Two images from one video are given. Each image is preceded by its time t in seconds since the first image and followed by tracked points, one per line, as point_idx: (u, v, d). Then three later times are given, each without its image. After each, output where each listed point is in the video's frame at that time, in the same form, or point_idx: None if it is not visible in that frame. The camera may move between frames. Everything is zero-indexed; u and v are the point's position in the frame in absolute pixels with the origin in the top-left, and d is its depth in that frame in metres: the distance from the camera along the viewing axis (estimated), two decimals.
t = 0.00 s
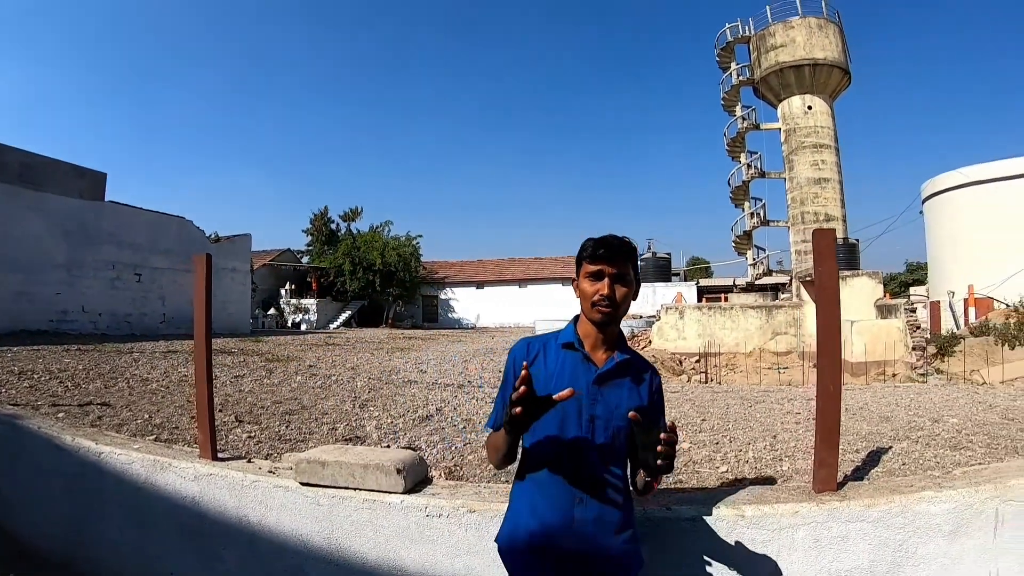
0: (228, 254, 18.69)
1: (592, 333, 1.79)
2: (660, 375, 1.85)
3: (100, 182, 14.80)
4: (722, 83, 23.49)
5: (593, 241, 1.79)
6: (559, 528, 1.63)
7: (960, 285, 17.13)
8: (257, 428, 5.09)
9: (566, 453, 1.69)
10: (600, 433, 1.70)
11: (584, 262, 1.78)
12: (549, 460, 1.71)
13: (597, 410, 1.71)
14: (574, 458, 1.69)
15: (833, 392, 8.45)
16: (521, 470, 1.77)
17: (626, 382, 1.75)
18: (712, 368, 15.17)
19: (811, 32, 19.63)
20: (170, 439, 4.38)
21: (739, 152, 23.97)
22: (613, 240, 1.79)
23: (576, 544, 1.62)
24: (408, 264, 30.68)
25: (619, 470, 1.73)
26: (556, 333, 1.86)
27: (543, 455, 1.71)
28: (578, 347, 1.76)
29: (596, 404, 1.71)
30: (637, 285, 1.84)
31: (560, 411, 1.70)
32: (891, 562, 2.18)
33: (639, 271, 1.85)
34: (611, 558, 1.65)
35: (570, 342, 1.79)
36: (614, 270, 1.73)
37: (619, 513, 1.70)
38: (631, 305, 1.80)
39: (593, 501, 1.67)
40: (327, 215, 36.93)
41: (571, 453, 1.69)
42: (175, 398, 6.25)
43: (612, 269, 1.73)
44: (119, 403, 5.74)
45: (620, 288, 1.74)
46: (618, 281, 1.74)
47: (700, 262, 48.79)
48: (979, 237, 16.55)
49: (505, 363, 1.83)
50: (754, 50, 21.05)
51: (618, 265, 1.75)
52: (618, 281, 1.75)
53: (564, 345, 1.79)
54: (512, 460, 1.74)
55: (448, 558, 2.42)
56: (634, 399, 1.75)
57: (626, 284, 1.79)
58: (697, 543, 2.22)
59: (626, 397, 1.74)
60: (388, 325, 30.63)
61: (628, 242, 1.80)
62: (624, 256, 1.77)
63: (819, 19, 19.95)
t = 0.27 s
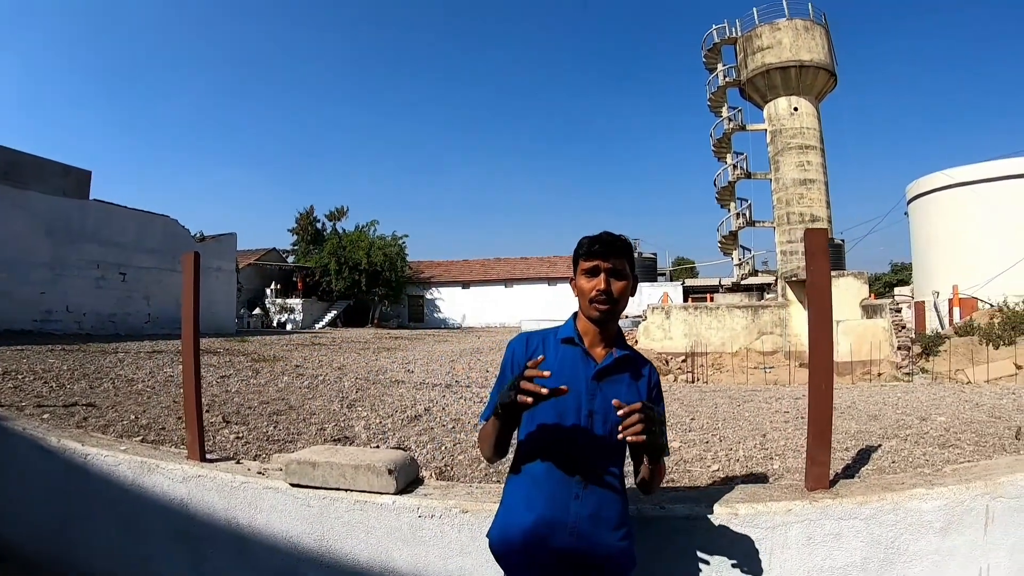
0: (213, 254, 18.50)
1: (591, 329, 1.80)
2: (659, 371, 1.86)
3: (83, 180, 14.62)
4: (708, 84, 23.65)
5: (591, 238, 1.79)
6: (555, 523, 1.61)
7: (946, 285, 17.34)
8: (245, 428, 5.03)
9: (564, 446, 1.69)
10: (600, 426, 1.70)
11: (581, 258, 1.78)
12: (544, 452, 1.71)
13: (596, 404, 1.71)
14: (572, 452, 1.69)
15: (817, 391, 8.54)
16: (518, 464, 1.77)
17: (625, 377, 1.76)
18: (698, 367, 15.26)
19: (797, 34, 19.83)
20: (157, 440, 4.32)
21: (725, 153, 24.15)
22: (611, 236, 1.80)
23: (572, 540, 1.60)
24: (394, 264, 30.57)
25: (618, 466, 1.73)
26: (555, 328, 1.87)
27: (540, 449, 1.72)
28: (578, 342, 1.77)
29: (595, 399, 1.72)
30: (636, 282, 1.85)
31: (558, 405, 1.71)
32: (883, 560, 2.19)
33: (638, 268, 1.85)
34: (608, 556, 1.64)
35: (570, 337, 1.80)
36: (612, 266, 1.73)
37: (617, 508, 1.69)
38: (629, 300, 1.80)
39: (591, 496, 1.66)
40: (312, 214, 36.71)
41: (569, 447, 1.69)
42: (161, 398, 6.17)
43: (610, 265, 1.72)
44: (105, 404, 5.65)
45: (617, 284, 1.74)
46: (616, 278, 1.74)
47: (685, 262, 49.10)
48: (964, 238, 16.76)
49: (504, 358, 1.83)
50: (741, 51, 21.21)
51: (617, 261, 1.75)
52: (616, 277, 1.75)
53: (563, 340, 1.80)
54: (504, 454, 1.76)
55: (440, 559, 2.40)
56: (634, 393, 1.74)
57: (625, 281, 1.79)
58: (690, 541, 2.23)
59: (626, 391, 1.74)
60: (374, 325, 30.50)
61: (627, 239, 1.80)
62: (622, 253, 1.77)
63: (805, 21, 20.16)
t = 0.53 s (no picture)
0: (201, 253, 18.31)
1: (588, 326, 1.80)
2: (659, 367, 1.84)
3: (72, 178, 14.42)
4: (698, 85, 23.77)
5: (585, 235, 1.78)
6: (552, 523, 1.59)
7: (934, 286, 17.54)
8: (233, 429, 4.97)
9: (561, 444, 1.68)
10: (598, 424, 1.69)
11: (575, 256, 1.77)
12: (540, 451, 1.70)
13: (594, 402, 1.71)
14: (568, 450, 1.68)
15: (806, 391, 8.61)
16: (515, 462, 1.77)
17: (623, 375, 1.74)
18: (688, 367, 15.32)
19: (786, 36, 19.99)
20: (144, 442, 4.25)
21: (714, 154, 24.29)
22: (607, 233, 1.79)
23: (569, 540, 1.59)
24: (382, 263, 30.44)
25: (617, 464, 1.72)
26: (552, 325, 1.87)
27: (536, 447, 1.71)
28: (574, 340, 1.78)
29: (593, 395, 1.72)
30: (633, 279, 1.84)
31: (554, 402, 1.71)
32: (881, 559, 2.19)
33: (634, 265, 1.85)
34: (607, 556, 1.62)
35: (567, 334, 1.80)
36: (607, 263, 1.72)
37: (616, 507, 1.68)
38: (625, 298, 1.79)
39: (588, 496, 1.65)
40: (301, 213, 36.47)
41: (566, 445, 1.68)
42: (149, 399, 6.08)
43: (605, 264, 1.71)
44: (91, 404, 5.55)
45: (613, 282, 1.73)
46: (611, 276, 1.73)
47: (672, 263, 49.33)
48: (953, 239, 16.96)
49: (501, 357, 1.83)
50: (731, 53, 21.35)
51: (613, 258, 1.74)
52: (611, 275, 1.73)
53: (561, 337, 1.81)
54: (498, 450, 1.76)
55: (434, 561, 2.38)
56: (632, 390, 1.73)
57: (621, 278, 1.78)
58: (690, 543, 2.22)
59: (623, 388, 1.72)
60: (363, 324, 30.37)
61: (623, 237, 1.79)
62: (618, 250, 1.76)
63: (794, 23, 20.34)
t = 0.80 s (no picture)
0: (188, 253, 18.08)
1: (588, 326, 1.76)
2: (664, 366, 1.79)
3: (56, 178, 14.19)
4: (687, 86, 23.90)
5: (581, 232, 1.75)
6: (553, 530, 1.57)
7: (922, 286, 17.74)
8: (222, 433, 4.89)
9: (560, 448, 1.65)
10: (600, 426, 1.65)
11: (571, 254, 1.75)
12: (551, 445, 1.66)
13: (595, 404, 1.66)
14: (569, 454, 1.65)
15: (795, 391, 8.67)
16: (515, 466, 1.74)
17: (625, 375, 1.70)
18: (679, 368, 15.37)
19: (775, 37, 20.17)
20: (130, 446, 4.16)
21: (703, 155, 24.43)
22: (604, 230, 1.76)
23: (571, 547, 1.56)
24: (370, 264, 30.26)
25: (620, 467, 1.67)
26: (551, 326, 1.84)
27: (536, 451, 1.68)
28: (573, 340, 1.74)
29: (593, 397, 1.67)
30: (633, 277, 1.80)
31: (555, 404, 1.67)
32: (887, 561, 2.18)
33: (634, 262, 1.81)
34: (611, 563, 1.59)
35: (565, 335, 1.76)
36: (604, 260, 1.69)
37: (619, 514, 1.64)
38: (624, 297, 1.74)
39: (591, 501, 1.61)
40: (288, 214, 36.16)
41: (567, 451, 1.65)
42: (136, 402, 5.98)
43: (601, 261, 1.67)
44: (76, 408, 5.44)
45: (611, 280, 1.69)
46: (610, 273, 1.69)
47: (660, 263, 49.52)
48: (940, 240, 17.17)
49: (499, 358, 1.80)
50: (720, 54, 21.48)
51: (610, 255, 1.71)
52: (609, 273, 1.69)
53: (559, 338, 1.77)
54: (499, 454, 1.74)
55: (431, 569, 2.34)
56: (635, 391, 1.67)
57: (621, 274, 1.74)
58: (696, 546, 2.20)
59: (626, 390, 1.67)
60: (351, 325, 30.17)
61: (621, 233, 1.76)
62: (616, 247, 1.73)
63: (783, 25, 20.51)
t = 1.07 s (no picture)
0: (173, 254, 17.81)
1: (592, 329, 1.73)
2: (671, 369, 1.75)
3: (39, 178, 13.92)
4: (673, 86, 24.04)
5: (585, 232, 1.72)
6: (557, 539, 1.55)
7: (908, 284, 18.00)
8: (210, 439, 4.80)
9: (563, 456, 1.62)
10: (605, 433, 1.62)
11: (574, 256, 1.72)
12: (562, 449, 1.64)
13: (600, 409, 1.62)
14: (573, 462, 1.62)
15: (782, 390, 8.76)
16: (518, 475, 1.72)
17: (630, 380, 1.66)
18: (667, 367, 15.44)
19: (760, 37, 20.33)
20: (116, 454, 4.05)
21: (689, 154, 24.58)
22: (607, 230, 1.73)
23: (575, 558, 1.55)
24: (356, 264, 30.05)
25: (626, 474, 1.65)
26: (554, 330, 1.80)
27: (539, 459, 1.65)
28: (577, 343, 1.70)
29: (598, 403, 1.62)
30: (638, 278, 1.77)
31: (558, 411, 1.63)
32: (893, 561, 2.19)
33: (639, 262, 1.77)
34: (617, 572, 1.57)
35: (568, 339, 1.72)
36: (608, 262, 1.66)
37: (625, 523, 1.61)
38: (628, 299, 1.71)
39: (596, 510, 1.59)
40: (273, 214, 35.79)
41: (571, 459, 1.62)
42: (121, 407, 5.85)
43: (605, 263, 1.65)
44: (60, 413, 5.31)
45: (614, 282, 1.66)
46: (612, 276, 1.67)
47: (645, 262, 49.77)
48: (925, 239, 17.43)
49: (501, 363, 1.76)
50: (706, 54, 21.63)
51: (614, 257, 1.68)
52: (613, 274, 1.67)
53: (562, 342, 1.73)
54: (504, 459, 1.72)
55: None
56: (641, 395, 1.64)
57: (625, 276, 1.71)
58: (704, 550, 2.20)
59: (632, 394, 1.63)
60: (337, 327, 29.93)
61: (624, 233, 1.73)
62: (619, 248, 1.70)
63: (768, 25, 20.68)
